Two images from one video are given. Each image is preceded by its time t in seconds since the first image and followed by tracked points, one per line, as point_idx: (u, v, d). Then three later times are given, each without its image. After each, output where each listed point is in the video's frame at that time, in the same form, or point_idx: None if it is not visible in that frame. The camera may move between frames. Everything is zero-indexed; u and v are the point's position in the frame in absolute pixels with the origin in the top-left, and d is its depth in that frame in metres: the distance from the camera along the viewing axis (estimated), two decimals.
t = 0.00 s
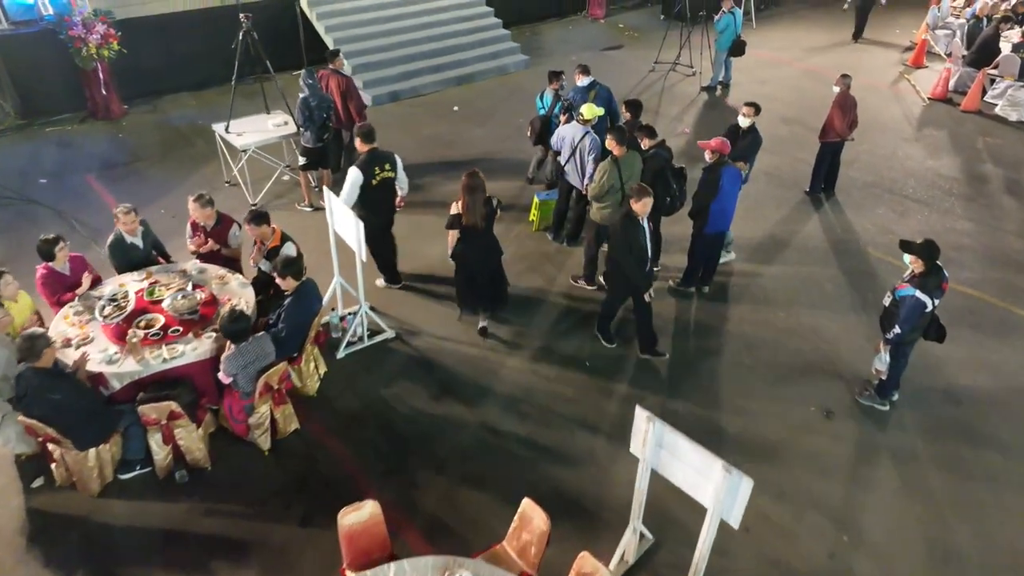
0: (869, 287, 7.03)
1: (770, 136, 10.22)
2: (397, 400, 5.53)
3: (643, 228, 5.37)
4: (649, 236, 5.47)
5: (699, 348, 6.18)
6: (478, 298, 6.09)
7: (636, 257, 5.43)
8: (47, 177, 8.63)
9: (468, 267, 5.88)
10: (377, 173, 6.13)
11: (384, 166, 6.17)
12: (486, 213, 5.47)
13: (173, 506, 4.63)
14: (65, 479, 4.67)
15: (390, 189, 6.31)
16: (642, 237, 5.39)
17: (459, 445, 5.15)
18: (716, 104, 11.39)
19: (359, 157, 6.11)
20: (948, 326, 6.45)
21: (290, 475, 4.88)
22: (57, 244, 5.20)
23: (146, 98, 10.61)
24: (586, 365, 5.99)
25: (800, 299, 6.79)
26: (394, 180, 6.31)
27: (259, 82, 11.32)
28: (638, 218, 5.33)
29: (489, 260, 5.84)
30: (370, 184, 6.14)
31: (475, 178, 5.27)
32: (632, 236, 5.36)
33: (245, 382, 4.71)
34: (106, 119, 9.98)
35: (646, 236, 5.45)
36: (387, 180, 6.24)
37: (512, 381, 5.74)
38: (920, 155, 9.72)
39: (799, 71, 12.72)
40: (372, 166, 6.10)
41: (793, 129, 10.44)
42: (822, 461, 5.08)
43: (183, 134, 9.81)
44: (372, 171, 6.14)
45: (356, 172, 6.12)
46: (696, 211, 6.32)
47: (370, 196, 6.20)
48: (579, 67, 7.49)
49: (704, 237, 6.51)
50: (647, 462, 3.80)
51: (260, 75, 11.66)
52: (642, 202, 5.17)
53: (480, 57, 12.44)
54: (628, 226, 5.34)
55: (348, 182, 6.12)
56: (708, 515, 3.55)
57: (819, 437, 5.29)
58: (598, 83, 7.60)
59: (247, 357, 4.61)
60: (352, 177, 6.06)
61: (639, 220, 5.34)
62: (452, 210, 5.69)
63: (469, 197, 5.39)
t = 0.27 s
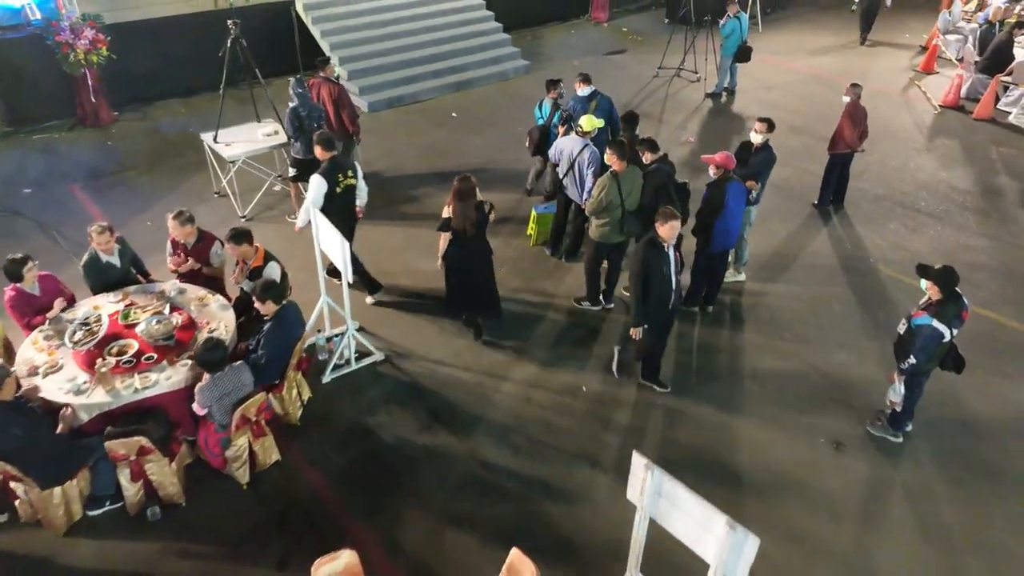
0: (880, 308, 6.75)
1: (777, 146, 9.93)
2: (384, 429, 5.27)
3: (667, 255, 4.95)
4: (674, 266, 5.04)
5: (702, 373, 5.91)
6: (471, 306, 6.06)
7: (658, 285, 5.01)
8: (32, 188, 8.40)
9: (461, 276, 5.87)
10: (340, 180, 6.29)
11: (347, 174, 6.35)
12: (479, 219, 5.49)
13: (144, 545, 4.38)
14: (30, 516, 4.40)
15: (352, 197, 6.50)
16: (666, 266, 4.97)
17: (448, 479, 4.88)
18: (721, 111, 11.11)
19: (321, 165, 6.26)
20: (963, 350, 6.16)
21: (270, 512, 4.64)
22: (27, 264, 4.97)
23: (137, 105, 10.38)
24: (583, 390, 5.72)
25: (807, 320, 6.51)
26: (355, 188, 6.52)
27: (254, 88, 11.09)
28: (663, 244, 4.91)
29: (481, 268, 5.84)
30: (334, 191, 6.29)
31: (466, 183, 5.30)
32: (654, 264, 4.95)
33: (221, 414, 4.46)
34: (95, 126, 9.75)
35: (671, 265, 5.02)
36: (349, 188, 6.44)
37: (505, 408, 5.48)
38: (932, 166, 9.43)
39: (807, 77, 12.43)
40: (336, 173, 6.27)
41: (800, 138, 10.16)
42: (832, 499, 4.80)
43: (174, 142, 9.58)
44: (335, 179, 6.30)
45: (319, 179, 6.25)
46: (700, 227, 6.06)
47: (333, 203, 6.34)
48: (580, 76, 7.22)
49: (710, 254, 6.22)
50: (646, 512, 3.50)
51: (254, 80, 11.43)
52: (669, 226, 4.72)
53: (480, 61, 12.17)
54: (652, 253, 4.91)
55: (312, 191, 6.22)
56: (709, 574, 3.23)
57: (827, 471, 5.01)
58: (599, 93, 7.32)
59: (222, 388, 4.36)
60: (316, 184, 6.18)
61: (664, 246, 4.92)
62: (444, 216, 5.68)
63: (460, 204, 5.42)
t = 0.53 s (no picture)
0: (892, 328, 6.48)
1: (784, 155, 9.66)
2: (371, 458, 5.03)
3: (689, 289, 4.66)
4: (696, 300, 4.75)
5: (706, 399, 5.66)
6: (462, 310, 6.14)
7: (680, 321, 4.66)
8: (18, 197, 8.18)
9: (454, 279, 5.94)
10: (298, 183, 6.02)
11: (305, 174, 6.08)
12: (478, 223, 5.59)
13: None
14: None
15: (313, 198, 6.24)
16: (689, 301, 4.66)
17: (437, 512, 4.64)
18: (727, 118, 10.85)
19: (277, 168, 5.97)
20: (981, 375, 5.89)
21: (248, 547, 4.40)
22: None
23: (130, 111, 10.18)
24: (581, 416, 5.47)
25: (815, 343, 6.26)
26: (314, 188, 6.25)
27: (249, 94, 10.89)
28: (686, 278, 4.62)
29: (475, 270, 5.94)
30: (293, 195, 6.03)
31: (465, 187, 5.42)
32: (676, 299, 4.63)
33: (197, 447, 4.22)
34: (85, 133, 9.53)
35: (693, 300, 4.72)
36: (308, 189, 6.16)
37: (499, 435, 5.24)
38: (945, 176, 9.14)
39: (814, 83, 12.15)
40: (294, 175, 6.00)
41: (808, 146, 9.89)
42: (843, 537, 4.54)
43: (166, 149, 9.36)
44: (294, 181, 6.03)
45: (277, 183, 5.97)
46: (704, 245, 5.78)
47: (294, 205, 6.09)
48: (581, 85, 6.98)
49: (714, 274, 5.98)
50: (642, 565, 3.23)
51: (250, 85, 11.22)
52: (694, 261, 4.44)
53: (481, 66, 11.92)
54: (674, 287, 4.61)
55: (270, 196, 5.97)
56: None
57: (838, 506, 4.74)
58: (601, 103, 7.04)
59: (198, 420, 4.13)
60: (274, 188, 5.92)
61: (686, 280, 4.62)
62: (438, 221, 5.80)
63: (457, 207, 5.53)
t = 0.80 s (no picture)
0: (906, 350, 6.22)
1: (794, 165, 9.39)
2: (359, 487, 4.81)
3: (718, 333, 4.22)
4: (727, 344, 4.32)
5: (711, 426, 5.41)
6: (460, 309, 6.15)
7: (707, 365, 4.25)
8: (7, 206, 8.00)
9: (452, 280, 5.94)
10: (252, 195, 5.77)
11: (258, 184, 5.82)
12: (479, 224, 5.59)
13: None
14: None
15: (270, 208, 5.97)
16: (719, 347, 4.23)
17: (426, 548, 4.42)
18: (734, 126, 10.59)
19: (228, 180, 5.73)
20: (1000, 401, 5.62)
21: None
22: None
23: (124, 117, 10.00)
24: (579, 443, 5.23)
25: (825, 366, 6.01)
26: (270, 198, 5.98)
27: (247, 100, 10.70)
28: (714, 321, 4.19)
29: (475, 270, 5.96)
30: (247, 207, 5.79)
31: (467, 187, 5.41)
32: (704, 346, 4.20)
33: (172, 481, 4.00)
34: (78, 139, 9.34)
35: (724, 344, 4.29)
36: (264, 199, 5.90)
37: (494, 464, 5.00)
38: (960, 188, 8.86)
39: (825, 89, 11.87)
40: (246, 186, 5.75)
41: (818, 156, 9.62)
42: None
43: (160, 156, 9.18)
44: (247, 192, 5.78)
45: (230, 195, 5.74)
46: (709, 263, 5.58)
47: (249, 219, 5.82)
48: (586, 94, 6.75)
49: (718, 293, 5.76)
50: None
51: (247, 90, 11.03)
52: (722, 304, 4.03)
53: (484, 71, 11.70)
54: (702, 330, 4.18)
55: (224, 209, 5.74)
56: None
57: (850, 545, 4.49)
58: (606, 114, 6.81)
59: (173, 454, 3.90)
60: (227, 201, 5.68)
61: (714, 324, 4.19)
62: (438, 221, 5.80)
63: (459, 207, 5.52)
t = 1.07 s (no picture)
0: (921, 373, 5.96)
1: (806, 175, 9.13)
2: (348, 517, 4.61)
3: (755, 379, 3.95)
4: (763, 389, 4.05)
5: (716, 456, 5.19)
6: (461, 313, 6.01)
7: (745, 414, 3.98)
8: None
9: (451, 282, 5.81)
10: (206, 202, 5.51)
11: (214, 191, 5.58)
12: (478, 226, 5.46)
13: None
14: None
15: (225, 216, 5.71)
16: (756, 393, 3.96)
17: None
18: (744, 133, 10.33)
19: (182, 186, 5.47)
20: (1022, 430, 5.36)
21: None
22: None
23: (122, 121, 9.86)
24: (579, 471, 5.02)
25: (836, 391, 5.77)
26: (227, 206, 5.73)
27: (247, 105, 10.54)
28: (749, 367, 3.91)
29: (475, 275, 5.80)
30: (201, 214, 5.52)
31: (465, 190, 5.28)
32: (740, 394, 3.92)
33: (147, 517, 3.80)
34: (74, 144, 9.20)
35: (760, 390, 4.02)
36: (219, 207, 5.65)
37: (488, 494, 4.80)
38: (978, 200, 8.57)
39: (837, 96, 11.60)
40: (201, 192, 5.50)
41: (830, 165, 9.35)
42: None
43: (157, 162, 9.02)
44: (202, 199, 5.53)
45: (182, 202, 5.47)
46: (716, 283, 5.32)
47: (204, 226, 5.57)
48: (590, 103, 6.52)
49: (726, 314, 5.49)
50: None
51: (248, 94, 10.87)
52: (759, 350, 3.75)
53: (489, 75, 11.48)
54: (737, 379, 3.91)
55: (174, 216, 5.46)
56: None
57: None
58: (610, 124, 6.59)
59: (147, 488, 3.72)
60: (179, 208, 5.43)
61: (750, 370, 3.93)
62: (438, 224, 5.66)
63: (458, 210, 5.39)
